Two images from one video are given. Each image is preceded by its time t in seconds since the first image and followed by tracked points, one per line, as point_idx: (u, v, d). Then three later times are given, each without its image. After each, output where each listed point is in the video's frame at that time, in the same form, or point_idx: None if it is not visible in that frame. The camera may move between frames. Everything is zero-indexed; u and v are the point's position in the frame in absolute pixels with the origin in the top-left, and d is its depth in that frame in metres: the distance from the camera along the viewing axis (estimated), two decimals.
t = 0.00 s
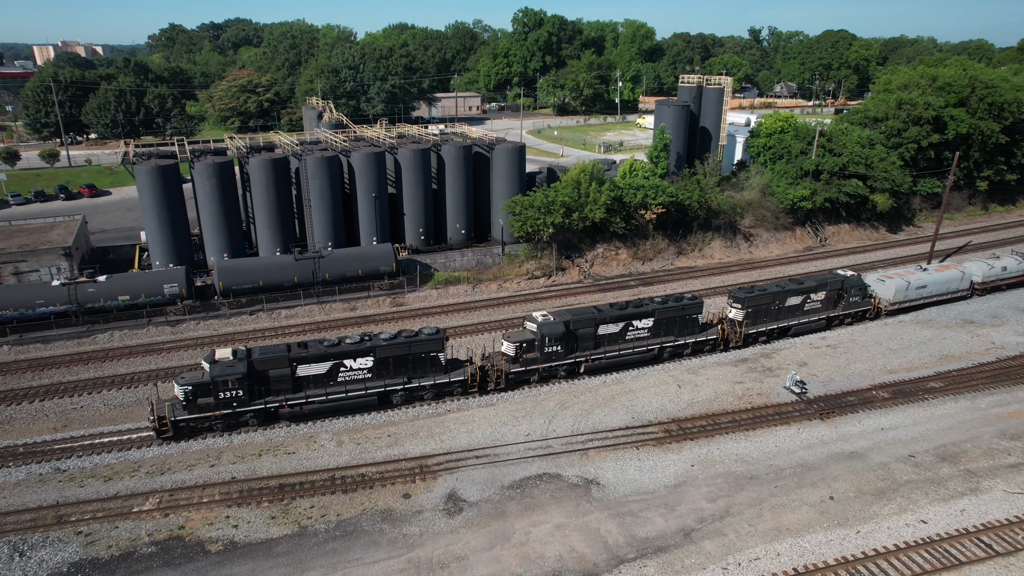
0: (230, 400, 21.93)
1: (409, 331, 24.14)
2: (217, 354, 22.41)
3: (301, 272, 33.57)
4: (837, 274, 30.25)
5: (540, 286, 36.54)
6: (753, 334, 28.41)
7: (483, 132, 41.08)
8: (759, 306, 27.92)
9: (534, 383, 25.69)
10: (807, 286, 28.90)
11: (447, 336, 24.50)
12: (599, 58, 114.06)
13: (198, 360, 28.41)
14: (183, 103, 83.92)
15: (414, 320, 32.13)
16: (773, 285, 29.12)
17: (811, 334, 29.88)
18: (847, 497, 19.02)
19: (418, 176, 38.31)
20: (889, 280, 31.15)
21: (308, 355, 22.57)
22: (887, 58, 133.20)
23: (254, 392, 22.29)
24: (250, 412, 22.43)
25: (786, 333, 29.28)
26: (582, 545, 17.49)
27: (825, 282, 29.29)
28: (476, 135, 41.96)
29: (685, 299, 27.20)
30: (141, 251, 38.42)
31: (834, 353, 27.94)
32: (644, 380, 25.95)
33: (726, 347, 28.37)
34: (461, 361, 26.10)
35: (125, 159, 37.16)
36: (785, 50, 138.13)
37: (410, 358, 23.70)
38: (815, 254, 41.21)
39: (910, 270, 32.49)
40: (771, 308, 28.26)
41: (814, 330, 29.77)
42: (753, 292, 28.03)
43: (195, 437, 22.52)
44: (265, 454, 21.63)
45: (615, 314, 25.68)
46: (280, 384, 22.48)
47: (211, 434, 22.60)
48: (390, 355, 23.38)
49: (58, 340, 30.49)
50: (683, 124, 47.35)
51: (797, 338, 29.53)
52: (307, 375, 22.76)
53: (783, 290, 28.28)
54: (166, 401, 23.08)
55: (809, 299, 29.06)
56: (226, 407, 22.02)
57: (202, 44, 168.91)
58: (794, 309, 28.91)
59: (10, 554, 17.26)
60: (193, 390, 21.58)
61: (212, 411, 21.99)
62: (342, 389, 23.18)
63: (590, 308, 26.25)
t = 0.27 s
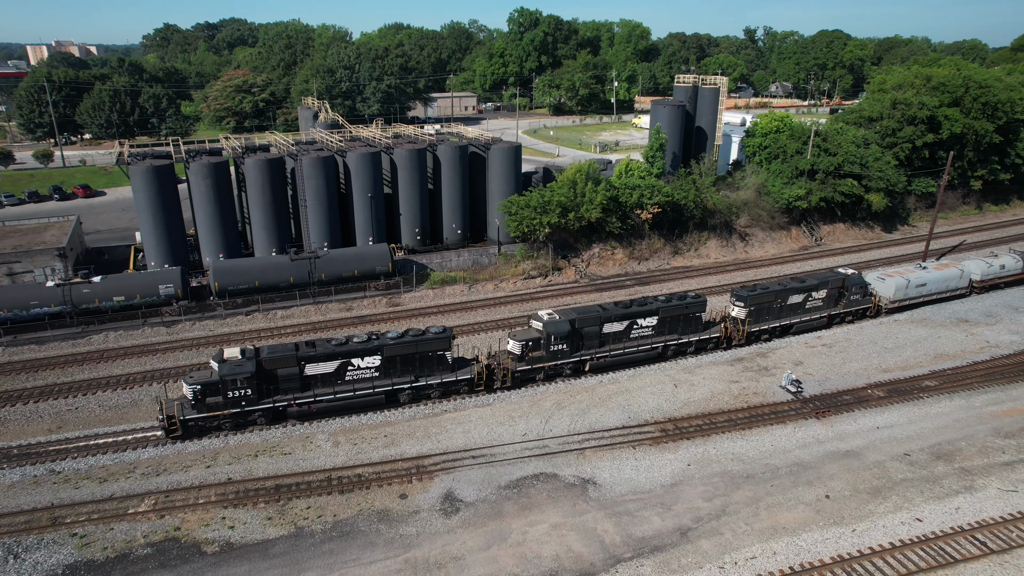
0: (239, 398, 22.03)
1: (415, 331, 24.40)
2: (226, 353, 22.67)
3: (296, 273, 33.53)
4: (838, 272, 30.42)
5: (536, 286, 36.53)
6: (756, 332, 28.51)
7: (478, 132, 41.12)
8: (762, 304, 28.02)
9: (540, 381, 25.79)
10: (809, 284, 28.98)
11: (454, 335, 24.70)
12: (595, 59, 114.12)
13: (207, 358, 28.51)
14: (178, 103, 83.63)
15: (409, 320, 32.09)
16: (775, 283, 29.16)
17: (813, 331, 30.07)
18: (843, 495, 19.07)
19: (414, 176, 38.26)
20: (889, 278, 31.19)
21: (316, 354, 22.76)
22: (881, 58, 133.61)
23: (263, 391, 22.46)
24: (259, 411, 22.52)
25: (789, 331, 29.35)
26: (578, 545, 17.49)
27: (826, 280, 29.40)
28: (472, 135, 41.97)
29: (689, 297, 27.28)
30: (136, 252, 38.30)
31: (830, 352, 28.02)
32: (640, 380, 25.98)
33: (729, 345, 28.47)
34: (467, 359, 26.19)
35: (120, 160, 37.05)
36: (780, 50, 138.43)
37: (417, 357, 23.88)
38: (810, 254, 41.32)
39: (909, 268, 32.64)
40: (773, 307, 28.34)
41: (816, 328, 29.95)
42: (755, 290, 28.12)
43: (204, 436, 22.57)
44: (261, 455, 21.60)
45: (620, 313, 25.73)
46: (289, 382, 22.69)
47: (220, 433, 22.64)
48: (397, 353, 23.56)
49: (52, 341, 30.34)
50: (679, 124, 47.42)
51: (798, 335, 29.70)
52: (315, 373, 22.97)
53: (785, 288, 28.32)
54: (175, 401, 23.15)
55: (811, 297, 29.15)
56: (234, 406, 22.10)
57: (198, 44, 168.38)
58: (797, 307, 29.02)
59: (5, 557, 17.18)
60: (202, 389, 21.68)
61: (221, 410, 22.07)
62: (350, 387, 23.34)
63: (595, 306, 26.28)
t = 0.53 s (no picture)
0: (246, 397, 22.05)
1: (422, 329, 24.44)
2: (233, 352, 22.58)
3: (291, 273, 33.43)
4: (838, 270, 30.58)
5: (532, 286, 36.51)
6: (757, 329, 28.65)
7: (473, 132, 41.09)
8: (763, 302, 28.16)
9: (545, 379, 25.86)
10: (809, 283, 29.11)
11: (459, 333, 24.70)
12: (589, 58, 114.22)
13: (213, 358, 28.54)
14: (172, 103, 83.28)
15: (404, 321, 32.03)
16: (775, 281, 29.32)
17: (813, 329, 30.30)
18: (838, 493, 19.13)
19: (409, 175, 38.21)
20: (888, 276, 31.44)
21: (322, 352, 22.76)
22: (874, 58, 134.22)
23: (271, 390, 22.46)
24: (266, 410, 22.56)
25: (790, 328, 29.60)
26: (574, 544, 17.49)
27: (826, 278, 29.51)
28: (467, 135, 41.91)
29: (691, 296, 27.42)
30: (130, 253, 38.12)
31: (825, 351, 28.11)
32: (635, 379, 26.01)
33: (731, 343, 28.66)
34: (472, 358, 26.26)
35: (113, 160, 36.84)
36: (774, 50, 138.85)
37: (424, 355, 23.90)
38: (805, 253, 41.44)
39: (907, 266, 32.87)
40: (774, 304, 28.49)
41: (816, 325, 30.18)
42: (756, 288, 28.27)
43: (212, 435, 22.55)
44: (256, 456, 21.52)
45: (624, 311, 25.82)
46: (296, 381, 22.70)
47: (227, 432, 22.64)
48: (403, 352, 23.61)
49: (45, 342, 30.15)
50: (674, 123, 47.49)
51: (798, 333, 29.92)
52: (322, 372, 22.93)
53: (785, 286, 28.46)
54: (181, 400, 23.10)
55: (811, 295, 29.31)
56: (242, 405, 22.13)
57: (191, 43, 167.74)
58: (797, 305, 29.19)
59: None
60: (209, 388, 21.62)
61: (228, 409, 22.06)
62: (356, 386, 23.38)
63: (598, 305, 26.39)
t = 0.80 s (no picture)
0: (252, 397, 22.09)
1: (425, 328, 24.57)
2: (238, 352, 22.65)
3: (284, 273, 33.25)
4: (835, 268, 30.76)
5: (525, 286, 36.46)
6: (756, 327, 28.80)
7: (466, 132, 41.02)
8: (762, 299, 28.29)
9: (548, 377, 25.97)
10: (808, 279, 29.33)
11: (463, 332, 24.83)
12: (582, 58, 114.34)
13: (213, 358, 28.44)
14: (162, 103, 82.76)
15: (397, 321, 31.93)
16: (775, 278, 29.49)
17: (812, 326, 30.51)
18: (831, 492, 19.19)
19: (401, 175, 38.10)
20: (885, 274, 31.66)
21: (327, 352, 22.85)
22: (865, 57, 135.08)
23: (276, 390, 22.51)
24: (271, 409, 22.63)
25: (788, 326, 29.81)
26: (569, 544, 17.47)
27: (824, 276, 29.66)
28: (460, 134, 41.83)
29: (691, 294, 27.57)
30: (120, 254, 37.85)
31: (817, 349, 28.21)
32: (629, 378, 26.02)
33: (731, 340, 28.82)
34: (475, 357, 26.36)
35: (103, 160, 36.55)
36: (766, 49, 139.49)
37: (428, 354, 24.00)
38: (796, 251, 41.60)
39: (903, 264, 33.13)
40: (773, 302, 28.67)
41: (814, 323, 30.40)
42: (756, 286, 28.38)
43: (216, 435, 22.53)
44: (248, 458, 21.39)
45: (625, 309, 25.88)
46: (301, 381, 22.77)
47: (232, 432, 22.63)
48: (408, 351, 23.72)
49: (34, 344, 29.84)
50: (666, 123, 47.57)
51: (797, 330, 30.12)
52: (327, 371, 23.05)
53: (784, 284, 28.61)
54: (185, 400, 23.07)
55: (809, 293, 29.47)
56: (247, 405, 22.15)
57: (182, 43, 166.78)
58: (796, 303, 29.36)
59: None
60: (214, 388, 21.63)
61: (233, 409, 22.08)
62: (361, 385, 23.46)
63: (601, 303, 26.47)
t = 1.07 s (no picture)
0: (256, 397, 21.98)
1: (429, 328, 24.43)
2: (242, 352, 22.47)
3: (275, 274, 33.01)
4: (833, 266, 30.99)
5: (518, 286, 36.34)
6: (756, 325, 29.02)
7: (458, 132, 40.89)
8: (762, 298, 28.57)
9: (551, 376, 25.98)
10: (806, 277, 29.68)
11: (467, 331, 24.68)
12: (574, 57, 114.40)
13: (212, 359, 28.28)
14: (153, 103, 82.15)
15: (390, 322, 31.78)
16: (773, 277, 29.77)
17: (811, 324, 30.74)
18: (825, 491, 19.20)
19: (394, 175, 37.93)
20: (881, 272, 31.91)
21: (331, 351, 22.70)
22: (855, 57, 135.85)
23: (280, 390, 22.39)
24: (275, 410, 22.52)
25: (787, 324, 30.02)
26: (563, 546, 17.39)
27: (822, 274, 30.07)
28: (452, 134, 41.70)
29: (691, 293, 27.79)
30: (110, 255, 37.52)
31: (810, 348, 28.26)
32: (623, 378, 25.98)
33: (731, 338, 28.96)
34: (478, 356, 26.32)
35: (92, 161, 36.21)
36: (757, 49, 140.02)
37: (432, 353, 23.91)
38: (789, 251, 41.70)
39: (899, 262, 33.44)
40: (772, 300, 28.94)
41: (812, 321, 30.62)
42: (755, 284, 28.60)
43: (220, 436, 22.45)
44: (240, 461, 21.20)
45: (627, 308, 25.97)
46: (305, 381, 22.62)
47: (235, 433, 22.56)
48: (411, 350, 23.58)
49: (22, 347, 29.50)
50: (659, 122, 47.60)
51: (796, 328, 30.35)
52: (331, 371, 22.90)
53: (783, 282, 28.97)
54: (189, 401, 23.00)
55: (807, 291, 29.77)
56: (251, 405, 22.05)
57: (172, 42, 165.66)
58: (794, 301, 29.64)
59: None
60: (218, 389, 21.53)
61: (237, 410, 21.97)
62: (365, 385, 23.35)
63: (602, 302, 26.55)
